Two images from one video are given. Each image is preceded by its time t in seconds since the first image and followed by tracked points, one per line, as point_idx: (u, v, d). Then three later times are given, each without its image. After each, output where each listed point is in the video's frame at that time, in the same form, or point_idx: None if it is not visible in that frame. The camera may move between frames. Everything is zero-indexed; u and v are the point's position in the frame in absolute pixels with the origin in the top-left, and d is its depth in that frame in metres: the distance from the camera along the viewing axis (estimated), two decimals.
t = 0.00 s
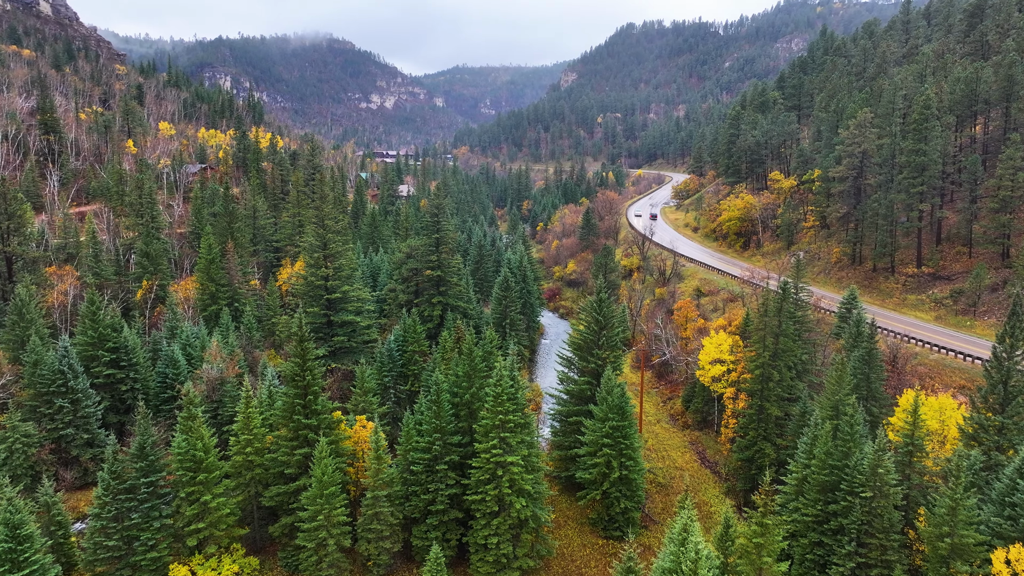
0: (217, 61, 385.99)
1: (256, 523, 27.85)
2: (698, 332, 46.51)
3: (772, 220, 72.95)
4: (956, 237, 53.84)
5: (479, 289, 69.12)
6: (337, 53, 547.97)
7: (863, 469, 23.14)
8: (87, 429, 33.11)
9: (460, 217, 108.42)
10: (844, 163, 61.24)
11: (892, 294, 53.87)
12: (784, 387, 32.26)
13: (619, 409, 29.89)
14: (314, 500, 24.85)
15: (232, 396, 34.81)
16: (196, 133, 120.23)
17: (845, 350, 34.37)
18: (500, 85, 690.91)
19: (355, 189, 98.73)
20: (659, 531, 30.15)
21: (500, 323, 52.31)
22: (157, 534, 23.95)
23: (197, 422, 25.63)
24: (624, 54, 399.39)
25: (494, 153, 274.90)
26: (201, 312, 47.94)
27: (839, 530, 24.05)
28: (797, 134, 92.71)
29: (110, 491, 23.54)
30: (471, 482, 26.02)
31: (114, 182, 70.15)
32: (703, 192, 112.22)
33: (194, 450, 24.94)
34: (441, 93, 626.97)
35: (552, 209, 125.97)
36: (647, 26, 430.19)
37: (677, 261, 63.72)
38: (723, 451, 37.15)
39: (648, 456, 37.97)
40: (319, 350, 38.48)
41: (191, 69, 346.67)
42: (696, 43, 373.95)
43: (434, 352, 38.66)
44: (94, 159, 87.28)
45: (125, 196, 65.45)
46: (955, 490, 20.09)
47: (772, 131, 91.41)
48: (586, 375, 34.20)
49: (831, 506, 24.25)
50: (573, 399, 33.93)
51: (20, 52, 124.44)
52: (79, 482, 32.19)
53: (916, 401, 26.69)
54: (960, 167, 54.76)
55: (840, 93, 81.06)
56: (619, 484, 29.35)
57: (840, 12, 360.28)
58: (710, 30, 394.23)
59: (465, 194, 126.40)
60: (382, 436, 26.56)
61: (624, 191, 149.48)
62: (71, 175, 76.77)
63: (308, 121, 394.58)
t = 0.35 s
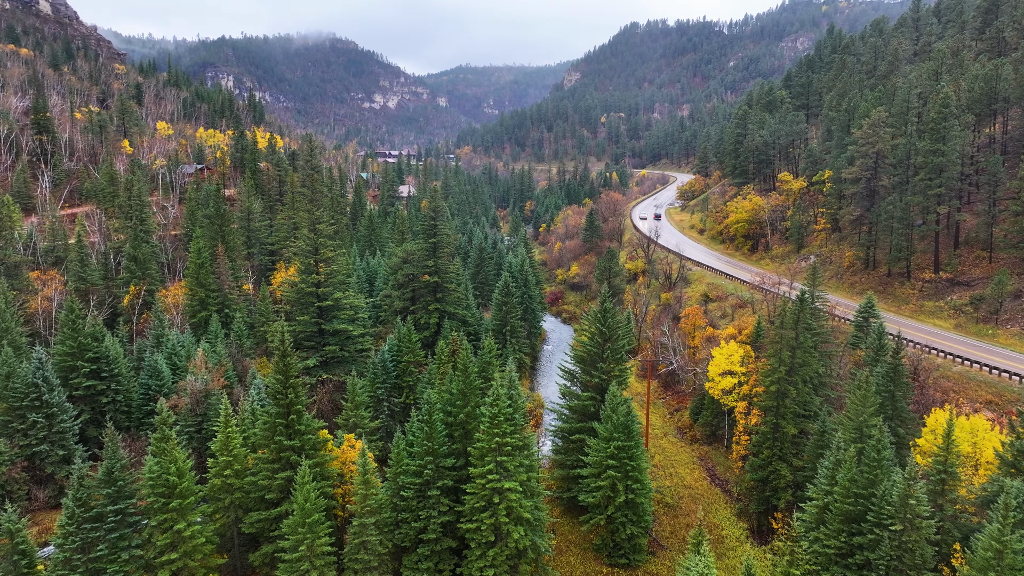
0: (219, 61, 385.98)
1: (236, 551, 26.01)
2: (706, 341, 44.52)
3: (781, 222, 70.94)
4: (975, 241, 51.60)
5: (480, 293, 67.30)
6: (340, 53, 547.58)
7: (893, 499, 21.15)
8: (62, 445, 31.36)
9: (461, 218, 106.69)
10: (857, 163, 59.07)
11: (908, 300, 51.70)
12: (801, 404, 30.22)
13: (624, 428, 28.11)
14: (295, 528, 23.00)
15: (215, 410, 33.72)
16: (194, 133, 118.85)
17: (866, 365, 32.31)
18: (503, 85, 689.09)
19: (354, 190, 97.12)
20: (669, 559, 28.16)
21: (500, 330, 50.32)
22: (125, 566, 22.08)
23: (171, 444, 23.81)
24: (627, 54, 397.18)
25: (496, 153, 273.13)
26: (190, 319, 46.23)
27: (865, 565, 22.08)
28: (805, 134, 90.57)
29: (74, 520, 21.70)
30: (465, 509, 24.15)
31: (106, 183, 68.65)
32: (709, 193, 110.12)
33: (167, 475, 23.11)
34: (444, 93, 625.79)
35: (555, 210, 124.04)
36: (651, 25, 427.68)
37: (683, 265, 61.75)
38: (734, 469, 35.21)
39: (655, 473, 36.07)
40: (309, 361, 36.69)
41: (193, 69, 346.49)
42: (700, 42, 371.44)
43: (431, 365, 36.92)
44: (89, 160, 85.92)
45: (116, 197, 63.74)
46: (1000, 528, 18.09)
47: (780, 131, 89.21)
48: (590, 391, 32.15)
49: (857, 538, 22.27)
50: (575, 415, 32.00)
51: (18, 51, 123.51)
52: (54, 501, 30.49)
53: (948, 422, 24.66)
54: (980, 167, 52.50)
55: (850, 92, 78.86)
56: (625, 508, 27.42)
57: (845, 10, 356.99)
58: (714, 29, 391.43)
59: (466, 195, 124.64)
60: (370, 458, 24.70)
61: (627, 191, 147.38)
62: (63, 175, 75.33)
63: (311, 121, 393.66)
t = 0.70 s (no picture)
0: (222, 61, 386.05)
1: None
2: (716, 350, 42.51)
3: (791, 225, 68.83)
4: (996, 245, 49.23)
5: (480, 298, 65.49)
6: (343, 53, 547.16)
7: (929, 539, 19.12)
8: (36, 462, 29.66)
9: (462, 219, 104.98)
10: (871, 165, 56.85)
11: (925, 307, 49.42)
12: (820, 423, 28.15)
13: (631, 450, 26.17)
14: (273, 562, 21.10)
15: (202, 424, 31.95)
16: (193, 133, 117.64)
17: (889, 380, 30.27)
18: (506, 84, 687.18)
19: (353, 191, 95.47)
20: None
21: (500, 338, 48.45)
22: None
23: (140, 469, 21.98)
24: (631, 53, 394.83)
25: (500, 153, 271.39)
26: (179, 326, 44.57)
27: None
28: (814, 134, 88.27)
29: (32, 554, 19.86)
30: (458, 541, 22.27)
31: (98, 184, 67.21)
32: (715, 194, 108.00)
33: (136, 504, 21.27)
34: (448, 93, 624.72)
35: (558, 211, 122.05)
36: (655, 25, 424.85)
37: (690, 269, 59.80)
38: (747, 489, 33.24)
39: (663, 492, 34.16)
40: (299, 372, 34.96)
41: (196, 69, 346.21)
42: (705, 42, 368.57)
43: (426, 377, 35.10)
44: (84, 160, 84.60)
45: (107, 198, 62.26)
46: None
47: (788, 131, 86.95)
48: (594, 408, 30.25)
49: None
50: (578, 433, 30.06)
51: (17, 51, 122.67)
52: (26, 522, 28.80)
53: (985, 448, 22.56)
54: (1001, 168, 50.15)
55: (862, 90, 76.57)
56: (632, 537, 25.47)
57: (852, 9, 353.15)
58: (719, 29, 388.57)
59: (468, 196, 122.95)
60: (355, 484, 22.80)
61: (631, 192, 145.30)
62: (56, 176, 73.96)
63: (314, 121, 392.95)
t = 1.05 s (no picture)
0: (225, 61, 386.04)
1: None
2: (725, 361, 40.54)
3: (802, 228, 66.73)
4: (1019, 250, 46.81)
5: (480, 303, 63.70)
6: (346, 53, 546.64)
7: None
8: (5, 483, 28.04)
9: (464, 221, 103.33)
10: (886, 166, 54.60)
11: (944, 314, 47.12)
12: (843, 446, 26.02)
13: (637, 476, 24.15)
14: None
15: (182, 440, 30.31)
16: (192, 133, 116.46)
17: (915, 399, 28.26)
18: (510, 84, 685.19)
19: (352, 192, 93.93)
20: None
21: (500, 346, 46.61)
22: None
23: (103, 499, 20.28)
24: (635, 52, 392.33)
25: (503, 153, 269.68)
26: (166, 334, 42.97)
27: None
28: (824, 134, 85.96)
29: None
30: None
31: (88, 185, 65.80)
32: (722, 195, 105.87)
33: (98, 537, 19.53)
34: (451, 93, 623.55)
35: (561, 212, 120.20)
36: (659, 24, 421.91)
37: (697, 273, 57.90)
38: (761, 511, 31.26)
39: (671, 514, 32.21)
40: (287, 386, 33.20)
41: (198, 69, 346.06)
42: (710, 41, 365.74)
43: (421, 391, 33.31)
44: (78, 161, 83.36)
45: (98, 200, 60.85)
46: None
47: (797, 130, 84.67)
48: (598, 426, 28.34)
49: None
50: (581, 454, 28.09)
51: (15, 51, 121.81)
52: None
53: None
54: None
55: (874, 89, 74.21)
56: (639, 571, 23.52)
57: (859, 7, 349.22)
58: (724, 28, 385.80)
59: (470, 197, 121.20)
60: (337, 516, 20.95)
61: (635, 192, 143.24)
62: (48, 177, 72.70)
63: (316, 121, 391.87)
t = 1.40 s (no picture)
0: (226, 61, 385.33)
1: None
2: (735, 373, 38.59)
3: (811, 231, 64.78)
4: None
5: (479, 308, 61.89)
6: (348, 53, 545.64)
7: None
8: None
9: (463, 223, 101.59)
10: (900, 167, 52.53)
11: (963, 323, 44.98)
12: (867, 472, 23.97)
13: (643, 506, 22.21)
14: None
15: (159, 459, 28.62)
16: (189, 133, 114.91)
17: (943, 420, 26.30)
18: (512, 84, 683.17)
19: (350, 194, 92.22)
20: None
21: (498, 355, 44.79)
22: None
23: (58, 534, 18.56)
24: (637, 52, 390.23)
25: (504, 153, 267.72)
26: (150, 343, 41.23)
27: None
28: (832, 134, 83.85)
29: None
30: None
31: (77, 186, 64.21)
32: (726, 196, 103.84)
33: None
34: (453, 93, 622.11)
35: (563, 213, 118.30)
36: (661, 23, 419.52)
37: (703, 278, 55.98)
38: (774, 536, 29.31)
39: (678, 539, 30.31)
40: (272, 401, 31.44)
41: (199, 69, 345.25)
42: (712, 40, 363.38)
43: (413, 408, 31.53)
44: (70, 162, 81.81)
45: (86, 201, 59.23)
46: None
47: (805, 130, 82.60)
48: (601, 448, 26.36)
49: None
50: (583, 478, 26.13)
51: (10, 50, 120.45)
52: None
53: None
54: None
55: (885, 87, 72.09)
56: None
57: (862, 6, 346.23)
58: (726, 27, 383.58)
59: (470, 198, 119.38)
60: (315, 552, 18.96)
61: (638, 193, 141.23)
62: (38, 179, 71.16)
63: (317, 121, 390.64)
